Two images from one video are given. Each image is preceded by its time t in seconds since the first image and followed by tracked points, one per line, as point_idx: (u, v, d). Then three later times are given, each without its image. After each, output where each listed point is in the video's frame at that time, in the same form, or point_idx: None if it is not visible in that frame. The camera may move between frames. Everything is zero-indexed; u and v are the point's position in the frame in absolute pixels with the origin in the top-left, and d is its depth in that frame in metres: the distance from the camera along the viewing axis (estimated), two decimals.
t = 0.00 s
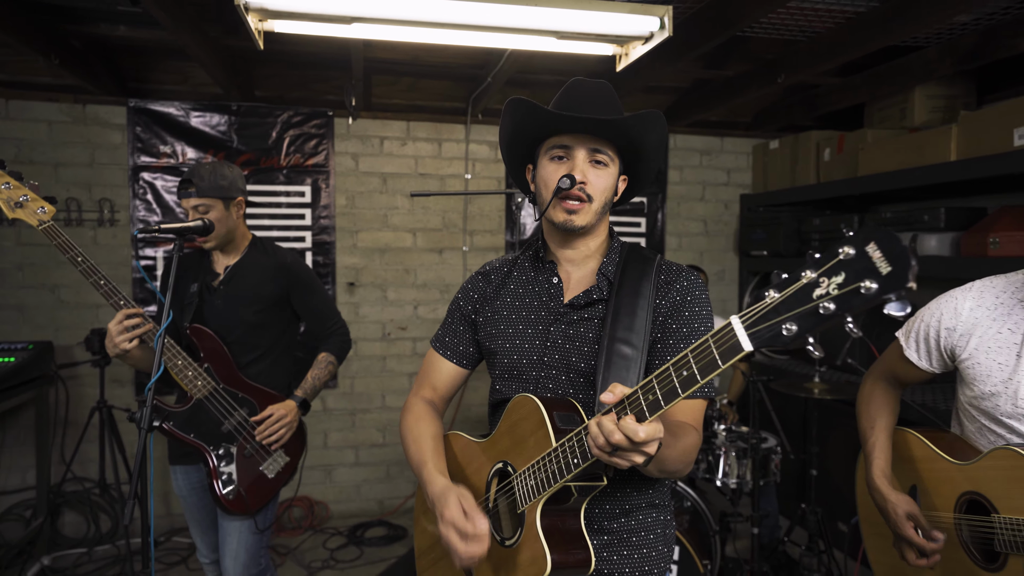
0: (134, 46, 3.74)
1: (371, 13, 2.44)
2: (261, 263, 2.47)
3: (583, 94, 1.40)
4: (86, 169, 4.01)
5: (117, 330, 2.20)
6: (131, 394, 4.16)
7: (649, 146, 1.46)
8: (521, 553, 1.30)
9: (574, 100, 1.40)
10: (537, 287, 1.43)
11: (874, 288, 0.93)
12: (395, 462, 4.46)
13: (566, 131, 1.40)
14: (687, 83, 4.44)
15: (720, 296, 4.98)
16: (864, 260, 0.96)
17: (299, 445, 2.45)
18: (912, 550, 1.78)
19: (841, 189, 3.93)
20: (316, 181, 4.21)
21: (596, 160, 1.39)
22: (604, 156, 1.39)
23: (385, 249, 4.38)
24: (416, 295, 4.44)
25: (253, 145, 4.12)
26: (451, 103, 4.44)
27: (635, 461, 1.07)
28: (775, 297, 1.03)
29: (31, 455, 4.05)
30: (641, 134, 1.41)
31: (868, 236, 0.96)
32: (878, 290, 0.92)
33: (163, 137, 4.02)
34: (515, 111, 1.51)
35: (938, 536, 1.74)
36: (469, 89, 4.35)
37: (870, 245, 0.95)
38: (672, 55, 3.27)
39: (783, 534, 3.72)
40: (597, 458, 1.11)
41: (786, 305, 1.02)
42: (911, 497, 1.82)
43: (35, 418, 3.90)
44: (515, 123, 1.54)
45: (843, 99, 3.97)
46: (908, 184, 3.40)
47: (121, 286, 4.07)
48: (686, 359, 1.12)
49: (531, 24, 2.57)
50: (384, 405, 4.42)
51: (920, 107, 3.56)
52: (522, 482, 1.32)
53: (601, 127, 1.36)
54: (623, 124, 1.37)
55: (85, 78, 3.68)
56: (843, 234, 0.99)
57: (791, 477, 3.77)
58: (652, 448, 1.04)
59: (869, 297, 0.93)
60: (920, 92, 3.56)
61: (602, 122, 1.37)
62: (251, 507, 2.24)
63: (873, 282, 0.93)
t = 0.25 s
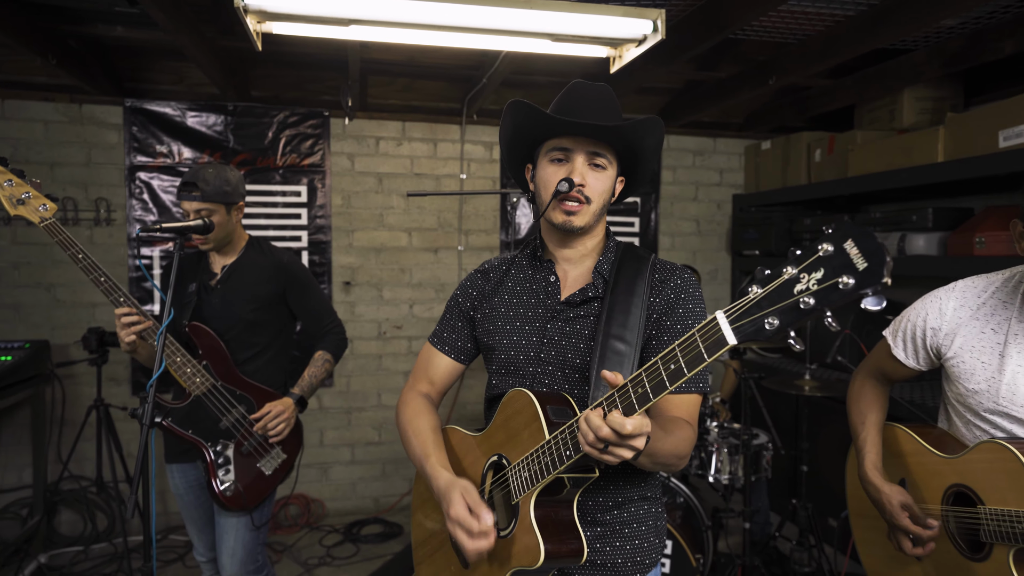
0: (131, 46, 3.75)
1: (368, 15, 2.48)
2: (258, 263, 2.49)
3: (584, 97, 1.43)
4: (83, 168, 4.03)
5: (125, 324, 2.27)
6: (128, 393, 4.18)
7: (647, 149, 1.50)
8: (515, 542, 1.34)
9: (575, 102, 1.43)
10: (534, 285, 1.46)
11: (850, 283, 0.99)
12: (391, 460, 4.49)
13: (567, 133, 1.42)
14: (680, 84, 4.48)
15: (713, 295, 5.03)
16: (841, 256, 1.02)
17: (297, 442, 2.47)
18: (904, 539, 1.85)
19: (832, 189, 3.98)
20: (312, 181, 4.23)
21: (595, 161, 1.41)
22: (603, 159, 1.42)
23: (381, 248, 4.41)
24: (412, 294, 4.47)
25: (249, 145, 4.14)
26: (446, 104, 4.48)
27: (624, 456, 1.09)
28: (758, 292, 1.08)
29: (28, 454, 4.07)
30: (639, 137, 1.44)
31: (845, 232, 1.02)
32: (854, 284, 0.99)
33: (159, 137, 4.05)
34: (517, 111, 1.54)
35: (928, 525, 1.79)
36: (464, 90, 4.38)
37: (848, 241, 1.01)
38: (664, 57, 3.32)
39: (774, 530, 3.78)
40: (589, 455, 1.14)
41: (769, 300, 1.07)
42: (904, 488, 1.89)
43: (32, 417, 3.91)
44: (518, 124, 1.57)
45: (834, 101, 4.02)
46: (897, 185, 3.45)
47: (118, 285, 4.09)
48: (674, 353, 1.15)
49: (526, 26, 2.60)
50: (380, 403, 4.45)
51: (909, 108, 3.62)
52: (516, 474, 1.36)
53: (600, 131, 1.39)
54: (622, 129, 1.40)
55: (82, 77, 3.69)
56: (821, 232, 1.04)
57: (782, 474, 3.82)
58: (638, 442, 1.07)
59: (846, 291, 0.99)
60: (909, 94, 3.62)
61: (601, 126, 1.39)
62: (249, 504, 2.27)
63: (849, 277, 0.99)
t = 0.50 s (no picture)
0: (125, 45, 3.76)
1: (364, 16, 2.50)
2: (253, 260, 2.51)
3: (582, 96, 1.46)
4: (76, 167, 4.03)
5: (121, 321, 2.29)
6: (121, 391, 4.18)
7: (642, 150, 1.53)
8: (509, 534, 1.37)
9: (571, 101, 1.47)
10: (529, 282, 1.48)
11: (836, 282, 1.02)
12: (385, 458, 4.51)
13: (564, 132, 1.45)
14: (672, 85, 4.53)
15: (704, 294, 5.08)
16: (828, 256, 1.05)
17: (293, 440, 2.50)
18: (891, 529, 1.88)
19: (821, 190, 4.03)
20: (306, 180, 4.25)
21: (591, 161, 1.44)
22: (599, 159, 1.45)
23: (375, 247, 4.43)
24: (406, 293, 4.50)
25: (243, 144, 4.15)
26: (440, 104, 4.50)
27: (617, 449, 1.12)
28: (747, 289, 1.11)
29: (21, 452, 4.06)
30: (636, 138, 1.48)
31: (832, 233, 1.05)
32: (839, 283, 1.02)
33: (153, 135, 4.05)
34: (515, 112, 1.57)
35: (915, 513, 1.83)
36: (457, 91, 4.41)
37: (833, 242, 1.05)
38: (657, 58, 3.36)
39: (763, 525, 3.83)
40: (581, 446, 1.16)
41: (758, 297, 1.10)
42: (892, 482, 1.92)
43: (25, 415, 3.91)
44: (515, 124, 1.59)
45: (824, 102, 4.08)
46: (885, 185, 3.51)
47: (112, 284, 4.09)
48: (665, 350, 1.17)
49: (519, 28, 2.63)
50: (374, 401, 4.47)
51: (896, 110, 3.67)
52: (511, 467, 1.38)
53: (597, 131, 1.42)
54: (618, 129, 1.43)
55: (76, 76, 3.69)
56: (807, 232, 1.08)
57: (771, 470, 3.87)
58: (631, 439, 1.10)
59: (831, 290, 1.02)
60: (897, 96, 3.67)
61: (597, 126, 1.43)
62: (248, 500, 2.30)
63: (835, 276, 1.03)
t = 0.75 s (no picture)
0: (117, 43, 3.75)
1: (358, 16, 2.52)
2: (246, 257, 2.51)
3: (575, 100, 1.46)
4: (67, 165, 4.02)
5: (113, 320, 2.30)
6: (113, 390, 4.18)
7: (635, 154, 1.55)
8: (503, 525, 1.39)
9: (564, 104, 1.47)
10: (523, 279, 1.51)
11: (821, 280, 1.05)
12: (377, 456, 4.53)
13: (558, 135, 1.45)
14: (663, 86, 4.57)
15: (694, 293, 5.13)
16: (813, 254, 1.08)
17: (288, 436, 2.52)
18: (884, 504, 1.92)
19: (809, 190, 4.08)
20: (298, 179, 4.26)
21: (585, 164, 1.46)
22: (593, 162, 1.47)
23: (367, 246, 4.45)
24: (398, 292, 4.51)
25: (236, 143, 4.15)
26: (433, 104, 4.53)
27: (607, 441, 1.15)
28: (735, 287, 1.13)
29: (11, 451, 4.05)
30: (629, 143, 1.49)
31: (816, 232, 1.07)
32: (824, 281, 1.04)
33: (145, 134, 4.05)
34: (509, 114, 1.58)
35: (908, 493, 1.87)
36: (450, 90, 4.43)
37: (819, 241, 1.07)
38: (648, 59, 3.40)
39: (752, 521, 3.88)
40: (570, 437, 1.19)
41: (746, 295, 1.13)
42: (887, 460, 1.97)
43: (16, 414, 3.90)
44: (510, 126, 1.59)
45: (812, 103, 4.13)
46: (872, 185, 3.56)
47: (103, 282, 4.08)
48: (656, 345, 1.20)
49: (511, 29, 2.66)
50: (366, 400, 4.49)
51: (883, 111, 3.73)
52: (505, 459, 1.41)
53: (591, 138, 1.43)
54: (613, 136, 1.45)
55: (67, 74, 3.69)
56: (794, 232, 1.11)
57: (760, 466, 3.93)
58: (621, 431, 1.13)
59: (816, 288, 1.04)
60: (883, 97, 3.73)
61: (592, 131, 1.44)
62: (244, 495, 2.32)
63: (820, 274, 1.05)
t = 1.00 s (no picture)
0: (106, 41, 3.73)
1: (351, 17, 2.54)
2: (235, 256, 2.53)
3: (568, 109, 1.46)
4: (56, 164, 4.00)
5: (105, 322, 2.29)
6: (103, 390, 4.16)
7: (629, 160, 1.54)
8: (494, 519, 1.41)
9: (558, 112, 1.46)
10: (515, 279, 1.53)
11: (800, 282, 1.08)
12: (369, 455, 4.54)
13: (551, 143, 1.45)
14: (653, 87, 4.61)
15: (683, 292, 5.18)
16: (793, 257, 1.11)
17: (283, 434, 2.52)
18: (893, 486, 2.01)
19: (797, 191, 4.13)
20: (290, 178, 4.26)
21: (577, 171, 1.46)
22: (586, 169, 1.47)
23: (359, 246, 4.46)
24: (389, 291, 4.53)
25: (226, 142, 4.15)
26: (424, 104, 4.54)
27: (591, 439, 1.17)
28: (718, 288, 1.16)
29: None
30: (623, 151, 1.49)
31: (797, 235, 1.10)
32: (803, 283, 1.08)
33: (135, 133, 4.04)
34: (500, 120, 1.57)
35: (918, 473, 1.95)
36: (441, 90, 4.44)
37: (799, 244, 1.10)
38: (639, 60, 3.43)
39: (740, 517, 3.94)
40: (559, 433, 1.22)
41: (728, 295, 1.16)
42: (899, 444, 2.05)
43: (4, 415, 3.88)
44: (501, 132, 1.58)
45: (799, 105, 4.18)
46: (857, 185, 3.62)
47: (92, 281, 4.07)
48: (642, 343, 1.23)
49: (504, 30, 2.68)
50: (358, 399, 4.50)
51: (869, 113, 3.78)
52: (497, 455, 1.43)
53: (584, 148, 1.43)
54: (607, 147, 1.45)
55: (56, 73, 3.67)
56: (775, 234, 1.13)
57: (748, 463, 3.98)
58: (604, 428, 1.15)
59: (795, 290, 1.08)
60: (869, 99, 3.78)
61: (586, 140, 1.44)
62: (237, 496, 2.33)
63: (799, 277, 1.08)
